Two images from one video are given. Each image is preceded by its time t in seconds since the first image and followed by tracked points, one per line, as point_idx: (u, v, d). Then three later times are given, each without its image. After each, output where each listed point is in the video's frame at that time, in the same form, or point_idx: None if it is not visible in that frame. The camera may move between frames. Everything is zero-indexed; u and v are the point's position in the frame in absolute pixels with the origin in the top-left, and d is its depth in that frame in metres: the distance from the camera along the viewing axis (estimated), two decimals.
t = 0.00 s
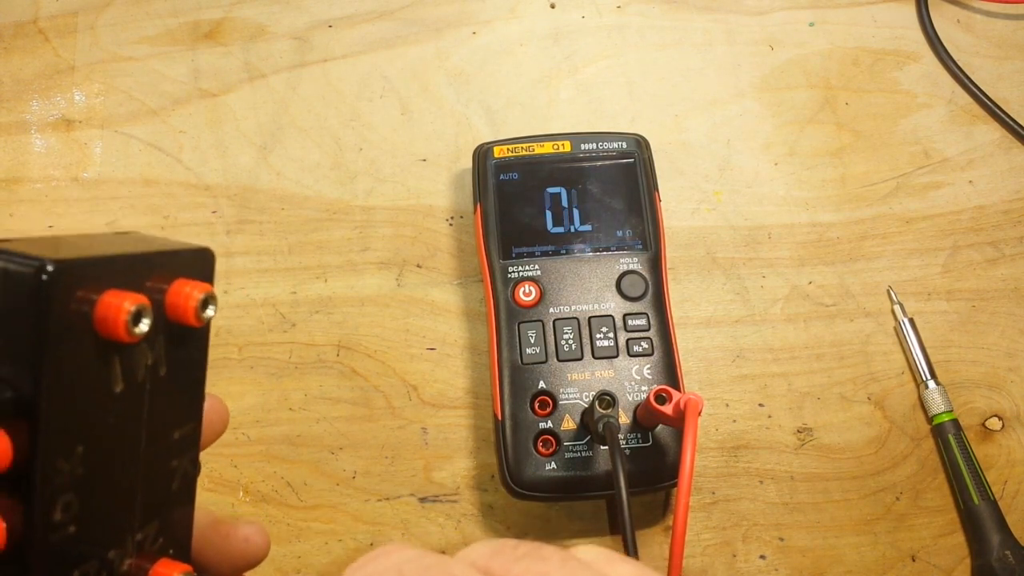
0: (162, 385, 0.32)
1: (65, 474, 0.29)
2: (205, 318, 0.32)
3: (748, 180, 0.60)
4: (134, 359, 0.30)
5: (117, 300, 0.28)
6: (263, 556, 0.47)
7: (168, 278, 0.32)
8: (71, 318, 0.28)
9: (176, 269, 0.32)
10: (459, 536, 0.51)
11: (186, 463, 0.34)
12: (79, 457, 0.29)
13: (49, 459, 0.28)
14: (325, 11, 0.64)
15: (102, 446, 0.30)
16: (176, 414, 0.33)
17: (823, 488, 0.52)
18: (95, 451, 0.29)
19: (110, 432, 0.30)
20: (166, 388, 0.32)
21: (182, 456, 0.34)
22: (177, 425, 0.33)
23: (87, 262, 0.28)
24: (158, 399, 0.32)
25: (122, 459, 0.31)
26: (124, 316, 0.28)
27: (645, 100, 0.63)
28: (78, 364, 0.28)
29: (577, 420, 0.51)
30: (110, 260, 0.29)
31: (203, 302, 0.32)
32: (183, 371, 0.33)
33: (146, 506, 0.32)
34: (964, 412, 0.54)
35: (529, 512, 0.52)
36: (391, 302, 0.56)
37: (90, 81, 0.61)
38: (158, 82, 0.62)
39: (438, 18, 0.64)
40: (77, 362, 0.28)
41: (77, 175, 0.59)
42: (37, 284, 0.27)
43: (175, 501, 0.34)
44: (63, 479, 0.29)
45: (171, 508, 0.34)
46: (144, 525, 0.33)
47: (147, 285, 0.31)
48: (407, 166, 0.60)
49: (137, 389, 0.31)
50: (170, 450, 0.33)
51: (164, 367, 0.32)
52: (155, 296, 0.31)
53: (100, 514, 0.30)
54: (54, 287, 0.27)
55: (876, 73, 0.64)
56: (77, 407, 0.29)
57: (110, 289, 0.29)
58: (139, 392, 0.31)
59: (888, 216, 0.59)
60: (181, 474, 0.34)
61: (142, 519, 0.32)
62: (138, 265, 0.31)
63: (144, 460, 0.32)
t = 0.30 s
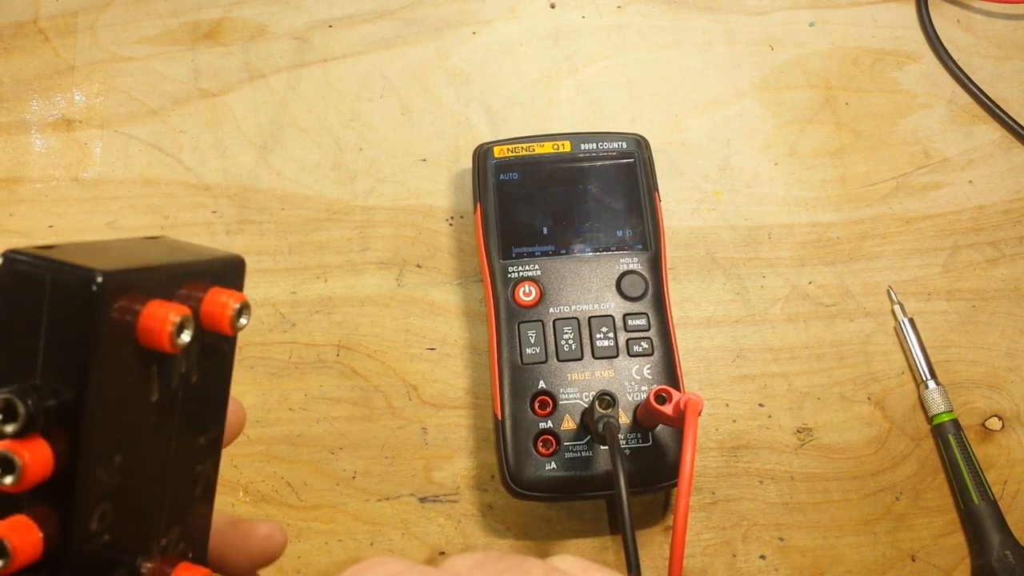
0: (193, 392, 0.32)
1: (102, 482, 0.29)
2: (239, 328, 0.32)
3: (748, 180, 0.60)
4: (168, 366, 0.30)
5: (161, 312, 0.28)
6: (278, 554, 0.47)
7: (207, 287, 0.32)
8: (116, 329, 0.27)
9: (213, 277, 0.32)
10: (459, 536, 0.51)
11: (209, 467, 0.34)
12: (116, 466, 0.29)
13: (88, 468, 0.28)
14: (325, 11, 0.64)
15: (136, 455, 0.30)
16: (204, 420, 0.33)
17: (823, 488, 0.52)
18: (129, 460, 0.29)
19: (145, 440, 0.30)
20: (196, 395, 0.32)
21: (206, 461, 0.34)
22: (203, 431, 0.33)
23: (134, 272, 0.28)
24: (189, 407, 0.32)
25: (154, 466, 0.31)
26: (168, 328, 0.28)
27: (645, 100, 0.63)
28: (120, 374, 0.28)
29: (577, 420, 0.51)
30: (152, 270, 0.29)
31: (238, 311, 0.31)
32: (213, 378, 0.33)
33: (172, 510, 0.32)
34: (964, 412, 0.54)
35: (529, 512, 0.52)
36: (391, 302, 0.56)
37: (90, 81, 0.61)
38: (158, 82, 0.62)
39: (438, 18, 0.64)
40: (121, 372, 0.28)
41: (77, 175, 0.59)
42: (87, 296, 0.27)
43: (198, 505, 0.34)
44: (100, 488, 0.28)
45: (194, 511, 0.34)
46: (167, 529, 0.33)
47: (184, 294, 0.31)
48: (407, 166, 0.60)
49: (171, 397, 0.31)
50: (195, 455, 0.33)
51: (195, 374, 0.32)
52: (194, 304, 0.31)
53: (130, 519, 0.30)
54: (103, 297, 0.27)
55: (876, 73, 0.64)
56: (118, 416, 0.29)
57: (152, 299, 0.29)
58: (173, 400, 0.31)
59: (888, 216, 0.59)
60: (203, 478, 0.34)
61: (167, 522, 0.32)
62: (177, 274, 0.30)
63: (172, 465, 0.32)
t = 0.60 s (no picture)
0: (157, 312, 0.33)
1: (39, 360, 0.28)
2: (205, 259, 0.33)
3: (748, 180, 0.60)
4: (127, 276, 0.31)
5: (110, 216, 0.29)
6: (252, 472, 0.51)
7: (185, 221, 0.33)
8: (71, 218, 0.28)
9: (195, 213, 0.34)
10: (458, 536, 0.51)
11: (172, 398, 0.35)
12: (57, 349, 0.29)
13: (27, 341, 0.28)
14: (325, 11, 0.64)
15: (81, 347, 0.30)
16: (167, 345, 0.34)
17: (823, 488, 0.52)
18: (71, 348, 0.29)
19: (93, 336, 0.30)
20: (161, 318, 0.33)
21: (170, 391, 0.34)
22: (167, 357, 0.34)
23: (99, 181, 0.29)
24: (150, 326, 0.33)
25: (102, 367, 0.31)
26: (116, 232, 0.29)
27: (645, 100, 0.63)
28: (69, 263, 0.29)
29: (577, 420, 0.51)
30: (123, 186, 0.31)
31: (203, 245, 0.33)
32: (181, 308, 0.34)
33: (120, 425, 0.32)
34: (963, 412, 0.54)
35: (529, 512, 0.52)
36: (391, 302, 0.56)
37: (90, 81, 0.61)
38: (158, 82, 0.62)
39: (438, 19, 0.64)
40: (66, 259, 0.29)
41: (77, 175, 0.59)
42: (34, 186, 0.27)
43: (157, 434, 0.34)
44: (38, 365, 0.28)
45: (149, 436, 0.34)
46: (118, 442, 0.33)
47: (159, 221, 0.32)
48: (407, 166, 0.60)
49: (127, 305, 0.31)
50: (157, 380, 0.34)
51: (162, 298, 0.33)
52: (162, 228, 0.32)
53: (72, 417, 0.30)
54: (57, 184, 0.28)
55: (876, 73, 0.64)
56: (61, 299, 0.29)
57: (115, 206, 0.30)
58: (129, 309, 0.31)
59: (888, 216, 0.59)
60: (166, 405, 0.34)
61: (116, 434, 0.32)
62: (151, 198, 0.32)
63: (126, 378, 0.32)
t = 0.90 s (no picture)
0: (171, 239, 0.38)
1: (51, 260, 0.34)
2: (211, 188, 0.38)
3: (748, 180, 0.60)
4: (140, 199, 0.37)
5: (117, 135, 0.35)
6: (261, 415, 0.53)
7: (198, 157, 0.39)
8: (82, 137, 0.34)
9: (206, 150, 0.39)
10: (458, 536, 0.51)
11: (192, 321, 0.39)
12: (68, 254, 0.34)
13: (38, 240, 0.33)
14: (325, 11, 0.64)
15: (94, 253, 0.35)
16: (183, 271, 0.39)
17: (823, 488, 0.52)
18: (83, 253, 0.35)
19: (104, 247, 0.36)
20: (174, 244, 0.38)
21: (188, 314, 0.39)
22: (184, 283, 0.39)
23: (116, 112, 0.36)
24: (164, 249, 0.38)
25: (115, 276, 0.36)
26: (116, 147, 0.35)
27: (645, 99, 0.63)
28: (79, 176, 0.34)
29: (577, 420, 0.51)
30: (141, 119, 0.37)
31: (208, 171, 0.38)
32: (196, 236, 0.39)
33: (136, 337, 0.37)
34: (964, 412, 0.54)
35: (529, 511, 0.52)
36: (391, 302, 0.56)
37: (90, 81, 0.61)
38: (158, 82, 0.62)
39: (438, 18, 0.64)
40: (79, 173, 0.34)
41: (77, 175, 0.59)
42: (59, 106, 0.34)
43: (175, 356, 0.39)
44: (49, 265, 0.34)
45: (168, 356, 0.38)
46: (136, 356, 0.37)
47: (173, 155, 0.38)
48: (407, 166, 0.60)
49: (142, 225, 0.37)
50: (174, 303, 0.38)
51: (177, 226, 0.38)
52: (176, 159, 0.38)
53: (88, 322, 0.35)
54: (70, 107, 0.34)
55: (876, 73, 0.64)
56: (72, 207, 0.34)
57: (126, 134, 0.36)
58: (144, 229, 0.37)
59: (888, 216, 0.59)
60: (185, 330, 0.39)
61: (133, 349, 0.37)
62: (168, 132, 0.38)
63: (140, 293, 0.37)
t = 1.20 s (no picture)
0: (211, 246, 0.42)
1: (101, 260, 0.39)
2: (248, 199, 0.42)
3: (748, 180, 0.60)
4: (183, 209, 0.41)
5: (163, 151, 0.40)
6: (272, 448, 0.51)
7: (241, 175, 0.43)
8: (134, 155, 0.40)
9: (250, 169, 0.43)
10: (458, 536, 0.51)
11: (230, 324, 0.43)
12: (117, 256, 0.40)
13: (92, 242, 0.39)
14: (325, 11, 0.64)
15: (140, 255, 0.40)
16: (221, 277, 0.42)
17: (823, 488, 0.52)
18: (130, 255, 0.40)
19: (147, 251, 0.41)
20: (213, 251, 0.42)
21: (227, 318, 0.43)
22: (221, 289, 0.42)
23: (168, 133, 0.41)
24: (205, 256, 0.42)
25: (157, 278, 0.41)
26: (163, 161, 0.40)
27: (645, 99, 0.63)
28: (129, 188, 0.40)
29: (577, 420, 0.51)
30: (191, 140, 0.42)
31: (248, 185, 0.42)
32: (237, 246, 0.43)
33: (176, 335, 0.41)
34: (964, 412, 0.54)
35: (529, 511, 0.52)
36: (391, 302, 0.56)
37: (90, 81, 0.61)
38: (158, 82, 0.62)
39: (438, 19, 0.64)
40: (130, 185, 0.40)
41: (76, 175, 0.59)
42: (115, 126, 0.40)
43: (214, 357, 0.42)
44: (100, 265, 0.39)
45: (206, 358, 0.42)
46: (175, 355, 0.41)
47: (217, 172, 0.43)
48: (407, 167, 0.60)
49: (185, 233, 0.41)
50: (212, 308, 0.42)
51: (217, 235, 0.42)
52: (221, 176, 0.43)
53: (132, 318, 0.40)
54: (124, 129, 0.40)
55: (876, 73, 0.64)
56: (122, 213, 0.40)
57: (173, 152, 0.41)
58: (187, 236, 0.42)
59: (888, 216, 0.59)
60: (223, 334, 0.43)
61: (173, 347, 0.41)
62: (215, 153, 0.43)
63: (181, 294, 0.41)
